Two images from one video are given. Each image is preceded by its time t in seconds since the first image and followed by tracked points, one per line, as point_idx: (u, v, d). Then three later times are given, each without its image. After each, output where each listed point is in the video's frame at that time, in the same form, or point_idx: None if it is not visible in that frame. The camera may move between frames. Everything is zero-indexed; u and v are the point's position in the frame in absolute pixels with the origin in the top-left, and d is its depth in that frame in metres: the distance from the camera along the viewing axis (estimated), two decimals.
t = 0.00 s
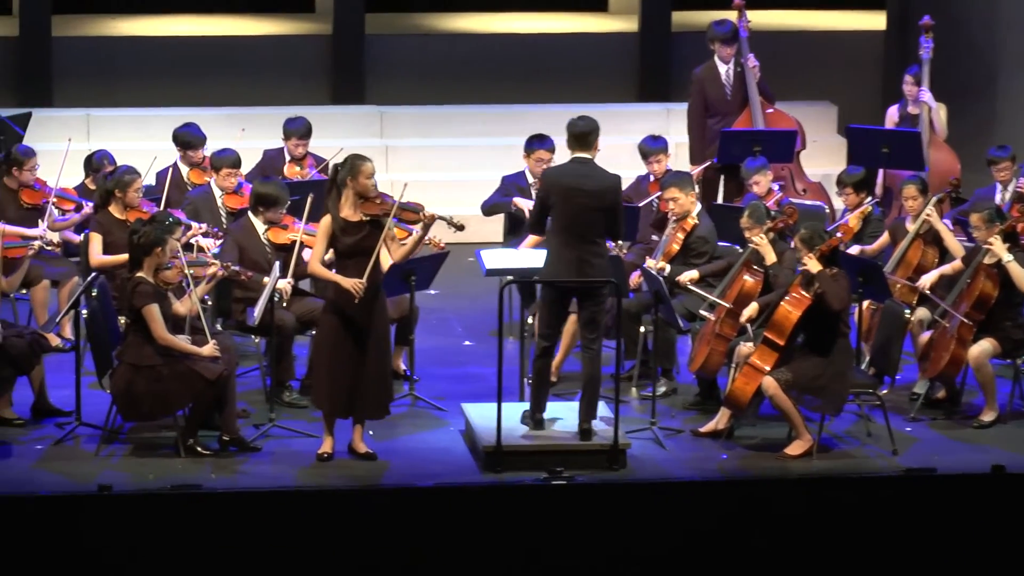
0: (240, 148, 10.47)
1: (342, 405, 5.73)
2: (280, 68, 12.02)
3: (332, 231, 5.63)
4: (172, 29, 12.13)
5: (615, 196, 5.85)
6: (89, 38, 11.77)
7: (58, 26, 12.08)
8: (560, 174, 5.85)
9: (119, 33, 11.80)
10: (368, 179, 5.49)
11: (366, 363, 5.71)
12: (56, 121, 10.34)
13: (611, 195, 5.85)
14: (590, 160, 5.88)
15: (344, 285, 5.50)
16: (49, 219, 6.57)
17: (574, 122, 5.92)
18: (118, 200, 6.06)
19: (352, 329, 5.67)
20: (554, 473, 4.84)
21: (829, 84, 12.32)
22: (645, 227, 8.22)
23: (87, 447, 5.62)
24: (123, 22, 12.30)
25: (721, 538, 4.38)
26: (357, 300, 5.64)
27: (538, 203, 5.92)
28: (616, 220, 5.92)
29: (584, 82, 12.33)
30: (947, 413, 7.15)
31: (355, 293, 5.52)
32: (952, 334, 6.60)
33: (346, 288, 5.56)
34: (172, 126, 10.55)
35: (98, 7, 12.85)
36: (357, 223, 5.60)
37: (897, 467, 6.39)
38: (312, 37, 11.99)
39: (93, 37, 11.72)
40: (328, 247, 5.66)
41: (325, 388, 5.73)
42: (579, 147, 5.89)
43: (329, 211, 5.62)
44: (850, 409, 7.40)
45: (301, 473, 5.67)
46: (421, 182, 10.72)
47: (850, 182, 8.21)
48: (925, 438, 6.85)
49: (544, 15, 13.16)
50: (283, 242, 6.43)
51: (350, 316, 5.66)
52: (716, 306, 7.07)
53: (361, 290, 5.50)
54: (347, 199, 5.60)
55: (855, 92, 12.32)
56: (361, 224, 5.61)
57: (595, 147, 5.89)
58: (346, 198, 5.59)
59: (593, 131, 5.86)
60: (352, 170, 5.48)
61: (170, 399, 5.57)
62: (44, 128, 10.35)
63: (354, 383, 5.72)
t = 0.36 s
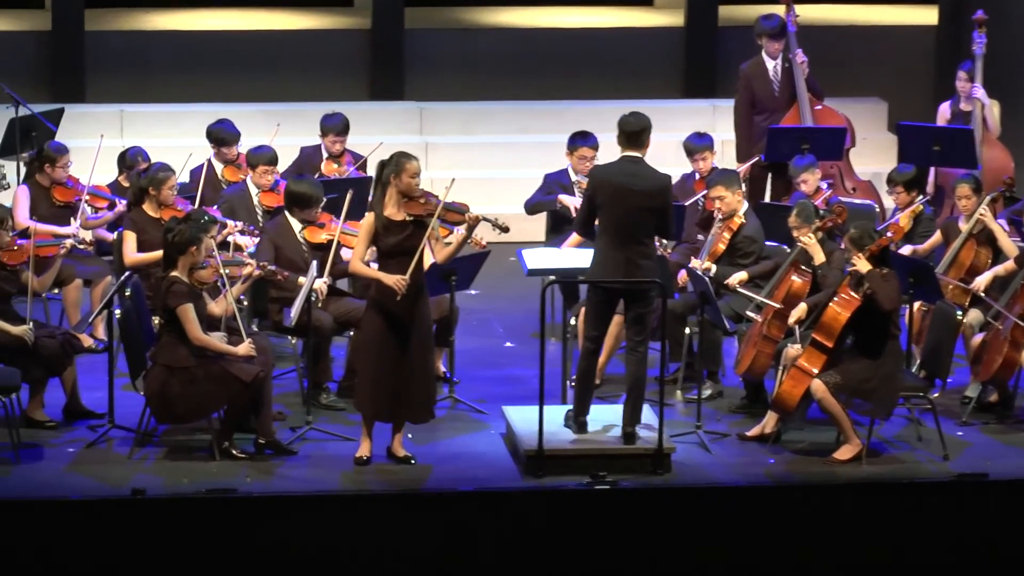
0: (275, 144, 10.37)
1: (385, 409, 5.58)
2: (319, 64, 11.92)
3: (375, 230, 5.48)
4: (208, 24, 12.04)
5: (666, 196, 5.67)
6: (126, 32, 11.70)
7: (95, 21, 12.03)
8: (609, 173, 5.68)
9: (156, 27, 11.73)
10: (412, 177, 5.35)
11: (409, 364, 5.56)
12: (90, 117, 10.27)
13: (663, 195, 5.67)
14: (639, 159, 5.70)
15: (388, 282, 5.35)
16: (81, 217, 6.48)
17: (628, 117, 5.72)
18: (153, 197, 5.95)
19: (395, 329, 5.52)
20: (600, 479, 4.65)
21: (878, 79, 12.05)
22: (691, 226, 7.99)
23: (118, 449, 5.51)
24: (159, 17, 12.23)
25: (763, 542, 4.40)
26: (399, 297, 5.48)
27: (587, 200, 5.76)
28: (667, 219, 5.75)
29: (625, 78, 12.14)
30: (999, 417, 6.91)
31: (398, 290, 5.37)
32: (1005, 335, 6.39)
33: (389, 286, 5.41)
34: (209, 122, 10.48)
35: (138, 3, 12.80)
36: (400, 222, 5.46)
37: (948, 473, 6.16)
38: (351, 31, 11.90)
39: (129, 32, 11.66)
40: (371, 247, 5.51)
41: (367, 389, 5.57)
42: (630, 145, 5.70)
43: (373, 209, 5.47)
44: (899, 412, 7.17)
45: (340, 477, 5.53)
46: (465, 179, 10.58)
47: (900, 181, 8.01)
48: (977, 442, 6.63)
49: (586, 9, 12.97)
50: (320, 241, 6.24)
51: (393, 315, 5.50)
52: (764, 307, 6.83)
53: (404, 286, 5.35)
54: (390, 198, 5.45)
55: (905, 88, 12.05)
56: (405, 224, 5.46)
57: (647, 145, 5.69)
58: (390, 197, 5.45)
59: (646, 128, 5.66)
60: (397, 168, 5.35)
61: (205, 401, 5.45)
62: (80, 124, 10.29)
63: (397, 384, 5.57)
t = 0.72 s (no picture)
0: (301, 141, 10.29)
1: (411, 413, 5.44)
2: (346, 60, 11.83)
3: (402, 229, 5.35)
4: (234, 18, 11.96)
5: (703, 197, 5.50)
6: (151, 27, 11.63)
7: (120, 15, 11.97)
8: (642, 171, 5.52)
9: (182, 22, 11.66)
10: (439, 177, 5.21)
11: (437, 366, 5.42)
12: (112, 113, 10.18)
13: (699, 194, 5.50)
14: (677, 158, 5.54)
15: (416, 279, 5.21)
16: (104, 215, 6.39)
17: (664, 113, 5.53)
18: (175, 195, 5.84)
19: (425, 328, 5.38)
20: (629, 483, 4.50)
21: (914, 75, 11.82)
22: (724, 226, 7.81)
23: (139, 452, 5.40)
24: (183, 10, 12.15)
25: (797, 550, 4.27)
26: (428, 295, 5.34)
27: (619, 198, 5.61)
28: (703, 218, 5.59)
29: (655, 74, 12.00)
30: None
31: (427, 287, 5.22)
32: None
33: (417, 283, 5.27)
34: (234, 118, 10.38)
35: None
36: (428, 222, 5.33)
37: (988, 478, 5.98)
38: (379, 25, 11.85)
39: (156, 28, 11.60)
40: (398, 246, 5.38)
41: (394, 390, 5.43)
42: (666, 143, 5.52)
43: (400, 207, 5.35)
44: (937, 416, 6.98)
45: (365, 481, 5.41)
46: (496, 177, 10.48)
47: (940, 178, 7.75)
48: (1017, 447, 6.44)
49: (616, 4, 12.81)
50: (343, 240, 6.15)
51: (422, 313, 5.36)
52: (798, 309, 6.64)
53: (433, 283, 5.21)
54: (418, 197, 5.33)
55: (942, 84, 11.82)
56: (433, 224, 5.33)
57: (683, 143, 5.51)
58: (417, 196, 5.32)
59: (682, 126, 5.46)
60: (425, 166, 5.21)
61: (227, 403, 5.34)
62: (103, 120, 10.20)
63: (426, 384, 5.43)
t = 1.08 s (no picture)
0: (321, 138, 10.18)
1: (430, 416, 5.31)
2: (367, 55, 11.72)
3: (420, 229, 5.22)
4: (254, 13, 11.86)
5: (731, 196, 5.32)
6: (169, 21, 11.52)
7: (138, 11, 11.88)
8: (669, 168, 5.38)
9: (201, 17, 11.55)
10: (457, 174, 5.06)
11: (456, 368, 5.28)
12: (127, 109, 10.08)
13: (726, 194, 5.33)
14: (706, 156, 5.37)
15: (432, 284, 5.07)
16: (118, 214, 6.30)
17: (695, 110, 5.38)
18: (191, 193, 5.73)
19: (443, 332, 5.25)
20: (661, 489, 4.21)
21: (946, 70, 11.61)
22: (752, 225, 7.65)
23: (154, 456, 5.27)
24: (201, 6, 12.05)
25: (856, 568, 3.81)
26: (445, 298, 5.21)
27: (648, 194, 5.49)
28: (734, 218, 5.42)
29: (679, 71, 11.84)
30: None
31: (442, 292, 5.08)
32: None
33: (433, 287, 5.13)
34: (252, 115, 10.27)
35: None
36: (445, 222, 5.18)
37: None
38: (399, 20, 11.72)
39: (174, 22, 11.51)
40: (416, 246, 5.25)
41: (411, 394, 5.30)
42: (695, 141, 5.36)
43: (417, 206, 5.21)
44: (971, 419, 6.79)
45: (383, 486, 5.28)
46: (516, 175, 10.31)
47: (973, 177, 7.58)
48: None
49: None
50: (361, 238, 6.08)
51: (438, 318, 5.23)
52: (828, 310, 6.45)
53: (448, 288, 5.07)
54: (435, 195, 5.18)
55: (974, 80, 11.61)
56: (450, 223, 5.18)
57: (713, 143, 5.34)
58: (435, 194, 5.18)
59: (713, 124, 5.30)
60: (442, 164, 5.05)
61: (244, 407, 5.21)
62: (117, 116, 10.09)
63: (443, 388, 5.30)
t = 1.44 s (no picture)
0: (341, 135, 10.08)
1: (451, 421, 5.16)
2: (390, 50, 11.59)
3: (438, 228, 5.09)
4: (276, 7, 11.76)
5: (761, 195, 5.16)
6: (191, 16, 11.43)
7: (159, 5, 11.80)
8: (700, 166, 5.25)
9: (221, 10, 11.45)
10: (477, 171, 4.94)
11: (476, 373, 5.14)
12: (144, 106, 10.01)
13: (755, 194, 5.17)
14: (737, 153, 5.21)
15: (450, 289, 4.94)
16: (134, 213, 6.19)
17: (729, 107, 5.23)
18: (209, 191, 5.63)
19: (461, 337, 5.11)
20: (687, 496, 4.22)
21: (980, 65, 11.43)
22: (785, 225, 7.46)
23: (172, 460, 5.16)
24: None
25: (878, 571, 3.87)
26: (464, 303, 5.07)
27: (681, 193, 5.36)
28: (767, 218, 5.25)
29: (706, 66, 11.69)
30: None
31: (461, 297, 4.96)
32: None
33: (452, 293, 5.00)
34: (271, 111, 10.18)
35: None
36: (464, 220, 5.05)
37: None
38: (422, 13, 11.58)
39: (195, 16, 11.42)
40: (435, 245, 5.12)
41: (431, 399, 5.16)
42: (727, 138, 5.21)
43: (435, 205, 5.08)
44: (1009, 423, 6.60)
45: (405, 491, 5.14)
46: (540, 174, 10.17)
47: (1009, 175, 7.31)
48: None
49: None
50: (383, 236, 5.96)
51: (457, 323, 5.09)
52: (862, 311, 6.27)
53: (467, 294, 4.95)
54: (454, 193, 5.06)
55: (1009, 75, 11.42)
56: (469, 222, 5.06)
57: (746, 140, 5.17)
58: (453, 192, 5.06)
59: (746, 121, 5.14)
60: (461, 161, 4.94)
61: (263, 410, 5.09)
62: (135, 113, 10.03)
63: (463, 392, 5.16)
